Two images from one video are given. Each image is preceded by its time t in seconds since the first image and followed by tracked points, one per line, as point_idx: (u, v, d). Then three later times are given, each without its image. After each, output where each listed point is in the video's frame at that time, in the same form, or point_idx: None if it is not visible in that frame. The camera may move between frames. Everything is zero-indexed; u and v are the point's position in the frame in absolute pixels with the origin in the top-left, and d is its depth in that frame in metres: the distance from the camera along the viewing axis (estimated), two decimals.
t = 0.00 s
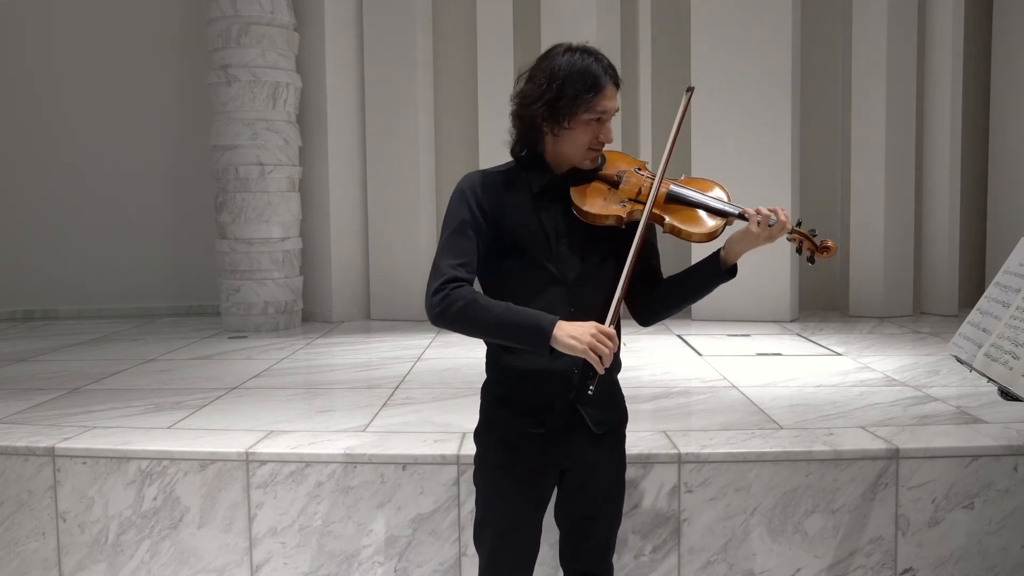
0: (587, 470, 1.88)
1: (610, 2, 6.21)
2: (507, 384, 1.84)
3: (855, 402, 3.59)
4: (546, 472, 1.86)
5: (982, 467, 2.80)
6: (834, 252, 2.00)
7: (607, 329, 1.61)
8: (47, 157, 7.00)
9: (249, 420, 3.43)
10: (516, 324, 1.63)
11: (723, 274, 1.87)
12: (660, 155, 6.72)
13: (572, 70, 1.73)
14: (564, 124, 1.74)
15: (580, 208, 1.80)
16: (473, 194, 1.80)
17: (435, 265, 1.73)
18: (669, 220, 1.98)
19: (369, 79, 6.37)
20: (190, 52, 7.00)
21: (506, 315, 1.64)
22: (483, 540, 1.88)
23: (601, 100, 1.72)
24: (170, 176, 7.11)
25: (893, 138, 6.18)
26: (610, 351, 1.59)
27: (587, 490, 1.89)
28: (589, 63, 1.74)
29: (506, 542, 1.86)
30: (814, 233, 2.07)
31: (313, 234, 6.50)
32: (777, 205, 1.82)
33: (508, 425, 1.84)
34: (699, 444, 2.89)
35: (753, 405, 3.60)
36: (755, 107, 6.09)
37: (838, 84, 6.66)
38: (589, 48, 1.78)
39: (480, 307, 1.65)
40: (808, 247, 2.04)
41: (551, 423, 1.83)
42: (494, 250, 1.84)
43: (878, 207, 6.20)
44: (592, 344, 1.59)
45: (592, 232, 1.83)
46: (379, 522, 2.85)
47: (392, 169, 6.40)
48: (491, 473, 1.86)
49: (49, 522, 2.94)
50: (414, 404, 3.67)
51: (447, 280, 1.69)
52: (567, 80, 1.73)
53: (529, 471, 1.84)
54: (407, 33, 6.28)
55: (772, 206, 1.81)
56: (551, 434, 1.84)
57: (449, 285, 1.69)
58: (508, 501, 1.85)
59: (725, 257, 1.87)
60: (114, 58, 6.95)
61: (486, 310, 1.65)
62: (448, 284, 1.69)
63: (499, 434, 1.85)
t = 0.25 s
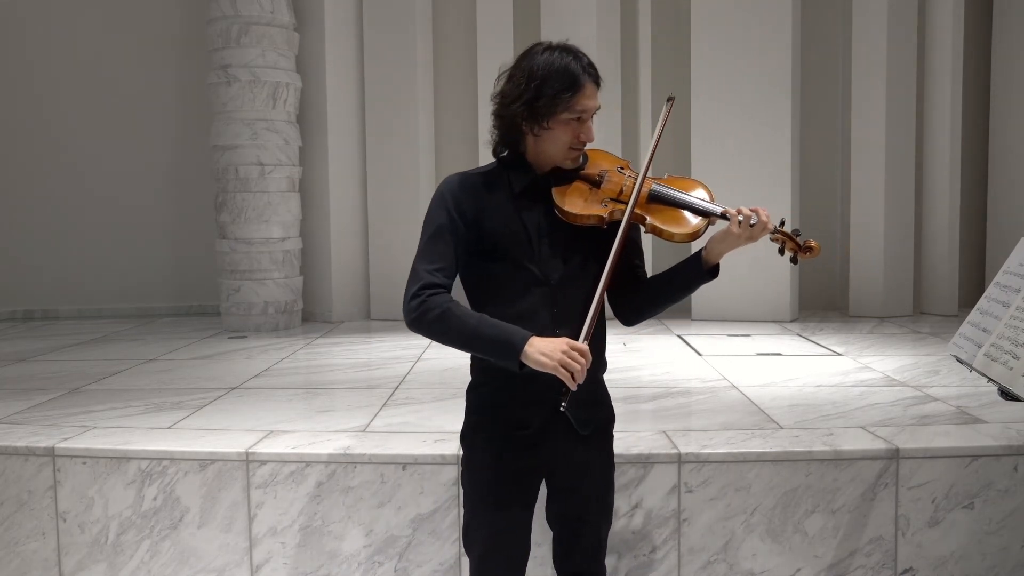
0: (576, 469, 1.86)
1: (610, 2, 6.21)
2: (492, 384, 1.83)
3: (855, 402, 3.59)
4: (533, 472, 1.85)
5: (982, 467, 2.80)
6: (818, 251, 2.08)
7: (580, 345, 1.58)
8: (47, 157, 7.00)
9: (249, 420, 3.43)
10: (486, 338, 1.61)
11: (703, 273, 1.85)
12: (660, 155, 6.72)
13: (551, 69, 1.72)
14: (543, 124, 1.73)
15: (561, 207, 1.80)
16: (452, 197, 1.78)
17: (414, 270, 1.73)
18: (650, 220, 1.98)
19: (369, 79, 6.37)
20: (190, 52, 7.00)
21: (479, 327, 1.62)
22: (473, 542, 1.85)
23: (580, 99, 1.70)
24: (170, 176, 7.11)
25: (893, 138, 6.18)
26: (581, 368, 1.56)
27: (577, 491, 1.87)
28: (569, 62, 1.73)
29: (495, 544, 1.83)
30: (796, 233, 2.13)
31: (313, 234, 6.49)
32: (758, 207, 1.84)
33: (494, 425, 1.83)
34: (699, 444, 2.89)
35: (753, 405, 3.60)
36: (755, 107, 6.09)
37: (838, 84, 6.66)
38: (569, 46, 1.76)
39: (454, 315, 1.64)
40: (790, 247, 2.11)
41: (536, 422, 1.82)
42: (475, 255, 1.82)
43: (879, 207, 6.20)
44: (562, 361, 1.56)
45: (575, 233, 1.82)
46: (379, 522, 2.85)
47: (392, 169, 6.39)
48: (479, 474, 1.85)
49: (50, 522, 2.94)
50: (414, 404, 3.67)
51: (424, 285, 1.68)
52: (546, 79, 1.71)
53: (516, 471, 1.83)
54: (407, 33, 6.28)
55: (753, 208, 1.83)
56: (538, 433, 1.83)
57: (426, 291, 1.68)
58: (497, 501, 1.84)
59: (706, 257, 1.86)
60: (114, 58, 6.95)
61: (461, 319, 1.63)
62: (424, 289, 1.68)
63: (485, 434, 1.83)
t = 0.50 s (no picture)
0: (561, 476, 1.82)
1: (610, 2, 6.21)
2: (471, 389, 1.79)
3: (855, 402, 3.59)
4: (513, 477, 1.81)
5: (982, 467, 2.80)
6: (801, 256, 2.02)
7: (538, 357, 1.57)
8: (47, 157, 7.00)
9: (249, 420, 3.43)
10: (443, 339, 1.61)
11: (685, 278, 1.82)
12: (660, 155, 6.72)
13: (532, 70, 1.71)
14: (524, 124, 1.72)
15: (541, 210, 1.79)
16: (431, 195, 1.78)
17: (386, 262, 1.72)
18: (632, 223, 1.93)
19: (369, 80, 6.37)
20: (191, 52, 7.00)
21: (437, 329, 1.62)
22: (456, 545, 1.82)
23: (560, 101, 1.69)
24: (170, 176, 7.11)
25: (893, 138, 6.18)
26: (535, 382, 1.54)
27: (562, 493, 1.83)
28: (550, 63, 1.72)
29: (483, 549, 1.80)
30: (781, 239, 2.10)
31: (313, 234, 6.50)
32: (741, 212, 1.81)
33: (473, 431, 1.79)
34: (698, 444, 2.89)
35: (753, 405, 3.60)
36: (756, 107, 6.09)
37: (838, 84, 6.66)
38: (551, 48, 1.76)
39: (416, 312, 1.64)
40: (775, 253, 2.08)
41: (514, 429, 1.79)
42: (454, 252, 1.80)
43: (879, 207, 6.20)
44: (516, 372, 1.55)
45: (558, 236, 1.81)
46: (379, 522, 2.85)
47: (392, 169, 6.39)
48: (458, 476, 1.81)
49: (50, 522, 2.94)
50: (414, 404, 3.67)
51: (394, 278, 1.68)
52: (527, 80, 1.71)
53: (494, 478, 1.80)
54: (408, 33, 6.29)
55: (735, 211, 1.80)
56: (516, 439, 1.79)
57: (394, 285, 1.67)
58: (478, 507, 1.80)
59: (688, 262, 1.84)
60: (114, 58, 6.95)
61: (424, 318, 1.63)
62: (391, 282, 1.67)
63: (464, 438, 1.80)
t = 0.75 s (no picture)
0: (553, 481, 1.80)
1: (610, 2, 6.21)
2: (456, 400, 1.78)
3: (855, 402, 3.59)
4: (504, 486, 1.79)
5: (982, 467, 2.80)
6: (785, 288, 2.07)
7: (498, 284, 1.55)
8: (47, 157, 7.00)
9: (249, 420, 3.43)
10: (398, 269, 1.57)
11: (663, 304, 1.80)
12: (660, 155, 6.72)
13: (519, 91, 1.69)
14: (510, 145, 1.71)
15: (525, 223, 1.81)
16: (421, 187, 1.80)
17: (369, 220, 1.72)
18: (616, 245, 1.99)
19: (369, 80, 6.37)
20: (191, 51, 7.00)
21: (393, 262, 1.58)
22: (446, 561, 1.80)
23: (548, 124, 1.68)
24: (170, 176, 7.11)
25: (893, 138, 6.18)
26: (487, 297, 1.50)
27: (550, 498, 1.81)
28: (539, 84, 1.70)
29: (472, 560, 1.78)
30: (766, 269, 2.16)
31: (314, 234, 6.50)
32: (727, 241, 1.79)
33: (460, 441, 1.77)
34: (698, 444, 2.89)
35: (753, 405, 3.60)
36: (756, 107, 6.09)
37: (838, 84, 6.66)
38: (540, 67, 1.73)
39: (378, 251, 1.61)
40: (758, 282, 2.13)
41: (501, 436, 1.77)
42: (439, 255, 1.81)
43: (879, 208, 6.20)
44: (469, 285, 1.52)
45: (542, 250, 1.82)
46: (379, 522, 2.85)
47: (392, 169, 6.39)
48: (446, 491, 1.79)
49: (50, 522, 2.94)
50: (414, 404, 3.67)
51: (370, 229, 1.67)
52: (515, 101, 1.69)
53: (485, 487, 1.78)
54: (408, 33, 6.29)
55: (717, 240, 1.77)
56: (503, 447, 1.78)
57: (368, 233, 1.66)
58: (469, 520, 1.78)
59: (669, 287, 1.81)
60: (114, 58, 6.95)
61: (383, 255, 1.60)
62: (364, 232, 1.67)
63: (450, 452, 1.78)
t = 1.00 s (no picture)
0: (553, 486, 1.81)
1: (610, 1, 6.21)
2: (455, 410, 1.80)
3: (855, 402, 3.59)
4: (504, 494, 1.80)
5: (982, 466, 2.80)
6: (789, 310, 2.02)
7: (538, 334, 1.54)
8: (48, 157, 7.00)
9: (249, 420, 3.43)
10: (435, 328, 1.58)
11: (668, 325, 1.82)
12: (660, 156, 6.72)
13: (528, 103, 1.71)
14: (519, 157, 1.73)
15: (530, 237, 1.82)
16: (428, 207, 1.78)
17: (383, 265, 1.71)
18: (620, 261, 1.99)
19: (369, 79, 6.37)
20: (190, 51, 7.00)
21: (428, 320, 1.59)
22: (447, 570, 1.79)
23: (556, 137, 1.70)
24: (170, 176, 7.11)
25: (893, 138, 6.18)
26: (538, 355, 1.50)
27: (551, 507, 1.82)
28: (549, 96, 1.72)
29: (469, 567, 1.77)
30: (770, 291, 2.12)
31: (314, 234, 6.49)
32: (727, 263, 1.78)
33: (459, 451, 1.79)
34: (699, 444, 2.89)
35: (753, 405, 3.60)
36: (755, 107, 6.09)
37: (838, 83, 6.66)
38: (550, 79, 1.74)
39: (407, 305, 1.61)
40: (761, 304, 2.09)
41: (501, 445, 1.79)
42: (445, 270, 1.81)
43: (879, 207, 6.20)
44: (517, 344, 1.52)
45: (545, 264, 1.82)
46: (380, 522, 2.85)
47: (392, 168, 6.39)
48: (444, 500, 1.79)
49: (50, 522, 2.94)
50: (414, 404, 3.67)
51: (389, 277, 1.67)
52: (524, 113, 1.70)
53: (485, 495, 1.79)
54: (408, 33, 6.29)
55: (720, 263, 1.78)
56: (502, 455, 1.79)
57: (390, 285, 1.66)
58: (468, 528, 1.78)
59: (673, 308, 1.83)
60: (113, 58, 6.95)
61: (413, 309, 1.61)
62: (384, 282, 1.67)
63: (449, 461, 1.79)
